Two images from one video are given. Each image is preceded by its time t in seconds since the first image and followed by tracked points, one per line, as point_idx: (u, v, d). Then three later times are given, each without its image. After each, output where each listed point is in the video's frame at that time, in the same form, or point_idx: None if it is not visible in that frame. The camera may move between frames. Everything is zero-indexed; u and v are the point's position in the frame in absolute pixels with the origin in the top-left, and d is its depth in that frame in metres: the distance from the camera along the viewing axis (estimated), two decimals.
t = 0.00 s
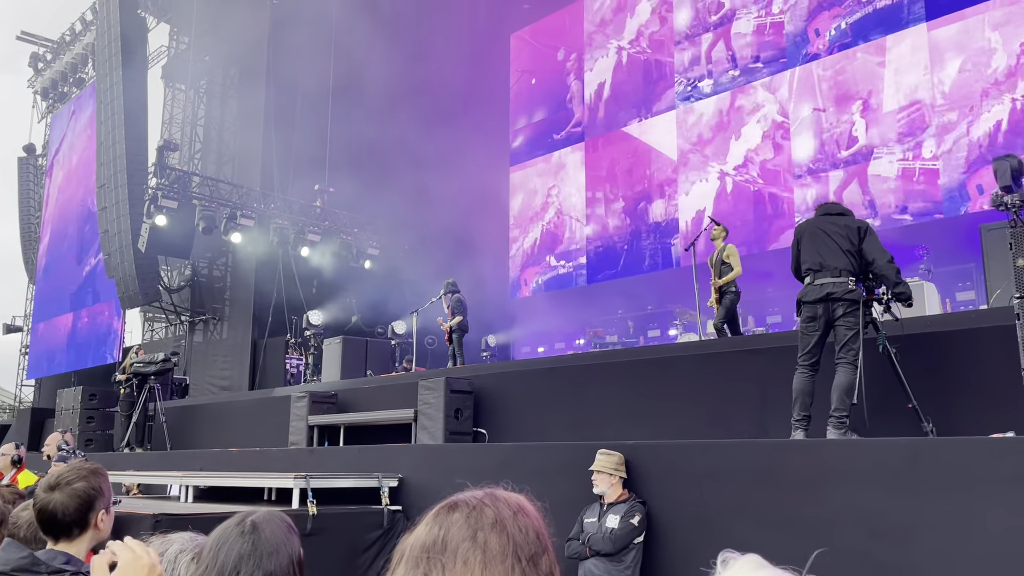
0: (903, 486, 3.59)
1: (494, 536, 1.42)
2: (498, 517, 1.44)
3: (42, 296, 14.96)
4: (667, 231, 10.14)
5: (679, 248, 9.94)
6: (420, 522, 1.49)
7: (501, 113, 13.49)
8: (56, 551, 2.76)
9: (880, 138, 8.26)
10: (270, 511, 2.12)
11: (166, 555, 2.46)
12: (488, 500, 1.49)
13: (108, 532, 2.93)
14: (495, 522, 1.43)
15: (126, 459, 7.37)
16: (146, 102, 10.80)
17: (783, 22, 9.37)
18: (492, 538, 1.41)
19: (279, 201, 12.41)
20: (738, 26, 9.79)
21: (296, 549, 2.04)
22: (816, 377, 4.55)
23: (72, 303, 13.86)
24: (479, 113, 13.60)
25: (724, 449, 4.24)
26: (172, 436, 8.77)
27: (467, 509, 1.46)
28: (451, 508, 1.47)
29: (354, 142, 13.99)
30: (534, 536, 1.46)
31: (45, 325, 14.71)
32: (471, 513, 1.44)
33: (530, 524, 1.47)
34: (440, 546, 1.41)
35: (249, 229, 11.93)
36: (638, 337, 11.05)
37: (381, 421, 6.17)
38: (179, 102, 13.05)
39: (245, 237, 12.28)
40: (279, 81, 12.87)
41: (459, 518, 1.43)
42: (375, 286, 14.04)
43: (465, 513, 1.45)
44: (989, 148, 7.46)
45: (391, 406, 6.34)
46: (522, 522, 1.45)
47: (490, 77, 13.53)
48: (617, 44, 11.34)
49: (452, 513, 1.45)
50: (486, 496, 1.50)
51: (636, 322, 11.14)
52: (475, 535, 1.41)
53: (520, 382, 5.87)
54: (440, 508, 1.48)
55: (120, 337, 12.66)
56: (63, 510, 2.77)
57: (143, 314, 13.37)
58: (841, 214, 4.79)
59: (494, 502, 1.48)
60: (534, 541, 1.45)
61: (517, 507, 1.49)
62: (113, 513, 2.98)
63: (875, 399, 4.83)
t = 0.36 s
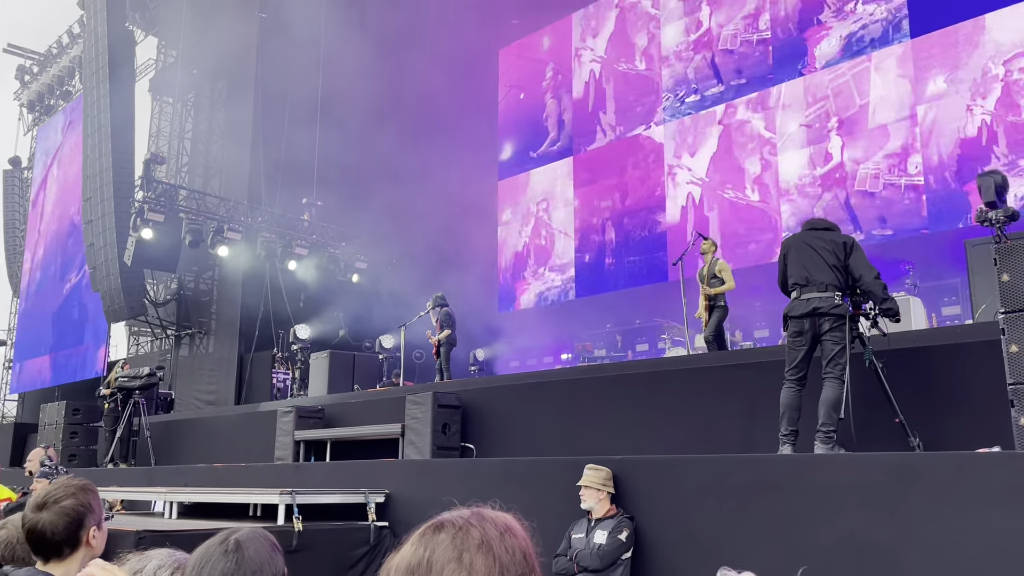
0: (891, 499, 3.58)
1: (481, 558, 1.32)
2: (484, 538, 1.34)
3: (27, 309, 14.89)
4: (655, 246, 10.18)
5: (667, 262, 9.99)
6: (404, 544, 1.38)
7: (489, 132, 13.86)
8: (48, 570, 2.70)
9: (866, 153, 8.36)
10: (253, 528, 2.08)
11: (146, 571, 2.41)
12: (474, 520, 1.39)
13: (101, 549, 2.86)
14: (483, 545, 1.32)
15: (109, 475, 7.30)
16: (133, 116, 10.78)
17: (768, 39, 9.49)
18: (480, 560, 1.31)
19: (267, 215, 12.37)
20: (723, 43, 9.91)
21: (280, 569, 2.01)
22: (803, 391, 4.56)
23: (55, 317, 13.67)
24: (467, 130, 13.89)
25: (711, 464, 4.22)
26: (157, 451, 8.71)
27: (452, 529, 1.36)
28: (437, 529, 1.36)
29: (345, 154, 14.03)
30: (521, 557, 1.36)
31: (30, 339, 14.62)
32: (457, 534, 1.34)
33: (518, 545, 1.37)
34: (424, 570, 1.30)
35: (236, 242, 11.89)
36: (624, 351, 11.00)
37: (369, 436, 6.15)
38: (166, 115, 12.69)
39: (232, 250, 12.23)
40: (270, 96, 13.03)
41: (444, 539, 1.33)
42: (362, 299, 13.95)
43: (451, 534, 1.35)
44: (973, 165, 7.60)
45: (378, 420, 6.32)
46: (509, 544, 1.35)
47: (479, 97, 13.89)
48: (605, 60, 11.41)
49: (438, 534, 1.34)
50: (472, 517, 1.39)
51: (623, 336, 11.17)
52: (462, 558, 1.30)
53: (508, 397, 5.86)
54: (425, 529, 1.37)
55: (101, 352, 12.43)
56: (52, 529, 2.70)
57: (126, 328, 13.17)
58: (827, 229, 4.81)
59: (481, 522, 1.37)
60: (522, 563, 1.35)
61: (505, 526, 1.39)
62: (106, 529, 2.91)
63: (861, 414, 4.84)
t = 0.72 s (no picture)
0: (878, 511, 3.59)
1: None
2: (472, 560, 1.25)
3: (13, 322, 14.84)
4: (643, 258, 10.24)
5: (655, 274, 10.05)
6: (389, 564, 1.29)
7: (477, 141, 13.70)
8: None
9: (850, 169, 8.49)
10: (237, 544, 2.06)
11: None
12: (463, 541, 1.30)
13: (83, 570, 2.82)
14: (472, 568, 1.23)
15: (94, 488, 7.24)
16: (120, 128, 10.78)
17: (755, 53, 9.57)
18: None
19: (254, 226, 12.33)
20: (711, 57, 9.99)
21: None
22: (790, 403, 4.56)
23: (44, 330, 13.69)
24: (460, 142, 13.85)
25: (699, 476, 4.20)
26: (143, 464, 8.66)
27: (440, 550, 1.27)
28: (424, 549, 1.27)
29: (337, 167, 14.06)
30: None
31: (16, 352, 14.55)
32: (445, 555, 1.25)
33: (507, 568, 1.29)
34: None
35: (224, 254, 11.91)
36: (611, 364, 10.95)
37: (357, 449, 6.13)
38: (154, 126, 12.79)
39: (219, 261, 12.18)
40: (259, 108, 13.05)
41: (431, 560, 1.24)
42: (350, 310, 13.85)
43: (438, 554, 1.26)
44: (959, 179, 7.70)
45: (367, 433, 6.30)
46: (498, 566, 1.27)
47: (469, 107, 13.82)
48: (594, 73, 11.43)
49: (425, 554, 1.26)
50: (460, 537, 1.31)
51: (612, 347, 11.18)
52: None
53: (496, 410, 5.85)
54: (412, 548, 1.28)
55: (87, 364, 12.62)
56: (35, 549, 2.66)
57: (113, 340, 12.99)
58: (813, 242, 4.83)
59: (468, 543, 1.29)
60: None
61: (493, 548, 1.31)
62: (89, 549, 2.88)
63: (849, 426, 4.86)
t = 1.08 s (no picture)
0: (864, 520, 3.60)
1: None
2: (459, 569, 1.14)
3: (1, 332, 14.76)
4: (633, 267, 10.29)
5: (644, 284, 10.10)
6: None
7: (466, 149, 14.00)
8: None
9: (838, 179, 8.57)
10: (224, 556, 2.02)
11: None
12: (451, 550, 1.18)
13: None
14: None
15: (79, 500, 7.19)
16: (108, 137, 10.74)
17: (742, 65, 9.66)
18: None
19: (242, 236, 12.28)
20: (698, 69, 10.08)
21: None
22: (779, 412, 4.57)
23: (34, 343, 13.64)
24: (449, 149, 14.10)
25: (688, 486, 4.18)
26: (129, 475, 8.60)
27: (425, 559, 1.16)
28: (411, 558, 1.15)
29: (323, 176, 13.95)
30: None
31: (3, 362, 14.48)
32: (432, 566, 1.14)
33: None
34: None
35: (212, 263, 11.75)
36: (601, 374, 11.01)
37: (345, 459, 6.12)
38: (142, 136, 12.67)
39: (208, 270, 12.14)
40: (247, 114, 12.83)
41: (417, 571, 1.13)
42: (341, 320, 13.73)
43: (424, 564, 1.15)
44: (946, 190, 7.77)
45: (356, 443, 6.29)
46: None
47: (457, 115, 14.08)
48: (583, 84, 11.53)
49: (411, 565, 1.14)
50: (448, 546, 1.19)
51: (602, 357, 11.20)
52: None
53: (485, 420, 5.85)
54: (398, 560, 1.16)
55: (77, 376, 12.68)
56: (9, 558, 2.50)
57: (101, 350, 12.74)
58: (800, 251, 4.85)
59: (455, 550, 1.17)
60: None
61: (480, 556, 1.19)
62: (63, 557, 2.73)
63: (837, 435, 4.87)
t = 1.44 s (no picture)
0: (853, 529, 3.60)
1: None
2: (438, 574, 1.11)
3: None
4: (623, 276, 10.31)
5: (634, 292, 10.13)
6: None
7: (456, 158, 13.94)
8: None
9: (828, 187, 8.61)
10: (203, 568, 1.97)
11: None
12: (427, 555, 1.15)
13: None
14: None
15: (65, 510, 7.13)
16: (96, 144, 10.72)
17: (732, 74, 9.71)
18: None
19: (230, 244, 12.24)
20: (689, 78, 10.12)
21: None
22: (769, 421, 4.57)
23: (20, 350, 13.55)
24: (440, 157, 14.11)
25: (677, 496, 4.17)
26: (116, 484, 8.54)
27: (405, 566, 1.11)
28: (390, 565, 1.11)
29: (311, 183, 13.92)
30: None
31: None
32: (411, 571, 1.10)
33: None
34: None
35: (201, 271, 11.79)
36: (593, 382, 10.97)
37: (334, 468, 6.09)
38: (130, 143, 12.71)
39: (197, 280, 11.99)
40: (238, 118, 12.84)
41: None
42: (331, 329, 13.65)
43: (403, 570, 1.10)
44: (933, 198, 7.83)
45: (345, 452, 6.27)
46: None
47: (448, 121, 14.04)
48: (572, 92, 11.55)
49: (390, 572, 1.10)
50: (426, 551, 1.16)
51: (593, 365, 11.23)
52: None
53: (474, 428, 5.84)
54: (376, 567, 1.11)
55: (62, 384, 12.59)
56: None
57: (87, 359, 12.69)
58: (788, 260, 4.86)
59: (432, 554, 1.14)
60: None
61: (458, 560, 1.16)
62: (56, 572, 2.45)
63: (826, 444, 4.88)
